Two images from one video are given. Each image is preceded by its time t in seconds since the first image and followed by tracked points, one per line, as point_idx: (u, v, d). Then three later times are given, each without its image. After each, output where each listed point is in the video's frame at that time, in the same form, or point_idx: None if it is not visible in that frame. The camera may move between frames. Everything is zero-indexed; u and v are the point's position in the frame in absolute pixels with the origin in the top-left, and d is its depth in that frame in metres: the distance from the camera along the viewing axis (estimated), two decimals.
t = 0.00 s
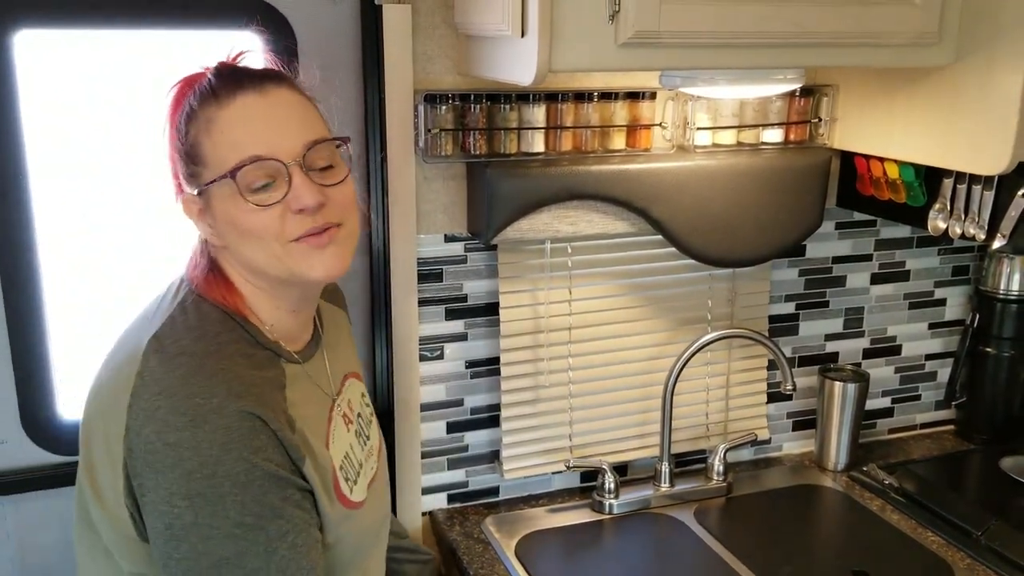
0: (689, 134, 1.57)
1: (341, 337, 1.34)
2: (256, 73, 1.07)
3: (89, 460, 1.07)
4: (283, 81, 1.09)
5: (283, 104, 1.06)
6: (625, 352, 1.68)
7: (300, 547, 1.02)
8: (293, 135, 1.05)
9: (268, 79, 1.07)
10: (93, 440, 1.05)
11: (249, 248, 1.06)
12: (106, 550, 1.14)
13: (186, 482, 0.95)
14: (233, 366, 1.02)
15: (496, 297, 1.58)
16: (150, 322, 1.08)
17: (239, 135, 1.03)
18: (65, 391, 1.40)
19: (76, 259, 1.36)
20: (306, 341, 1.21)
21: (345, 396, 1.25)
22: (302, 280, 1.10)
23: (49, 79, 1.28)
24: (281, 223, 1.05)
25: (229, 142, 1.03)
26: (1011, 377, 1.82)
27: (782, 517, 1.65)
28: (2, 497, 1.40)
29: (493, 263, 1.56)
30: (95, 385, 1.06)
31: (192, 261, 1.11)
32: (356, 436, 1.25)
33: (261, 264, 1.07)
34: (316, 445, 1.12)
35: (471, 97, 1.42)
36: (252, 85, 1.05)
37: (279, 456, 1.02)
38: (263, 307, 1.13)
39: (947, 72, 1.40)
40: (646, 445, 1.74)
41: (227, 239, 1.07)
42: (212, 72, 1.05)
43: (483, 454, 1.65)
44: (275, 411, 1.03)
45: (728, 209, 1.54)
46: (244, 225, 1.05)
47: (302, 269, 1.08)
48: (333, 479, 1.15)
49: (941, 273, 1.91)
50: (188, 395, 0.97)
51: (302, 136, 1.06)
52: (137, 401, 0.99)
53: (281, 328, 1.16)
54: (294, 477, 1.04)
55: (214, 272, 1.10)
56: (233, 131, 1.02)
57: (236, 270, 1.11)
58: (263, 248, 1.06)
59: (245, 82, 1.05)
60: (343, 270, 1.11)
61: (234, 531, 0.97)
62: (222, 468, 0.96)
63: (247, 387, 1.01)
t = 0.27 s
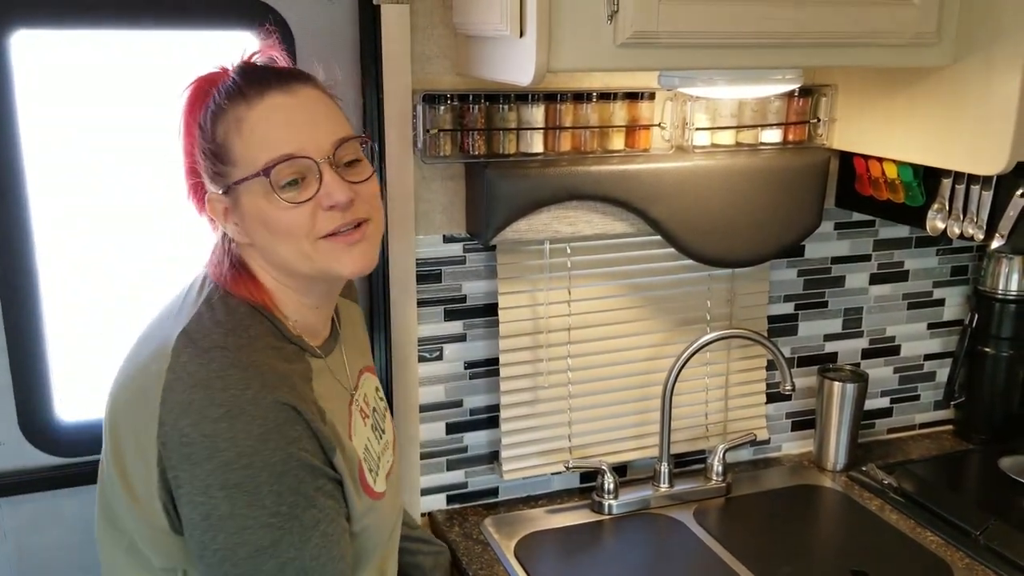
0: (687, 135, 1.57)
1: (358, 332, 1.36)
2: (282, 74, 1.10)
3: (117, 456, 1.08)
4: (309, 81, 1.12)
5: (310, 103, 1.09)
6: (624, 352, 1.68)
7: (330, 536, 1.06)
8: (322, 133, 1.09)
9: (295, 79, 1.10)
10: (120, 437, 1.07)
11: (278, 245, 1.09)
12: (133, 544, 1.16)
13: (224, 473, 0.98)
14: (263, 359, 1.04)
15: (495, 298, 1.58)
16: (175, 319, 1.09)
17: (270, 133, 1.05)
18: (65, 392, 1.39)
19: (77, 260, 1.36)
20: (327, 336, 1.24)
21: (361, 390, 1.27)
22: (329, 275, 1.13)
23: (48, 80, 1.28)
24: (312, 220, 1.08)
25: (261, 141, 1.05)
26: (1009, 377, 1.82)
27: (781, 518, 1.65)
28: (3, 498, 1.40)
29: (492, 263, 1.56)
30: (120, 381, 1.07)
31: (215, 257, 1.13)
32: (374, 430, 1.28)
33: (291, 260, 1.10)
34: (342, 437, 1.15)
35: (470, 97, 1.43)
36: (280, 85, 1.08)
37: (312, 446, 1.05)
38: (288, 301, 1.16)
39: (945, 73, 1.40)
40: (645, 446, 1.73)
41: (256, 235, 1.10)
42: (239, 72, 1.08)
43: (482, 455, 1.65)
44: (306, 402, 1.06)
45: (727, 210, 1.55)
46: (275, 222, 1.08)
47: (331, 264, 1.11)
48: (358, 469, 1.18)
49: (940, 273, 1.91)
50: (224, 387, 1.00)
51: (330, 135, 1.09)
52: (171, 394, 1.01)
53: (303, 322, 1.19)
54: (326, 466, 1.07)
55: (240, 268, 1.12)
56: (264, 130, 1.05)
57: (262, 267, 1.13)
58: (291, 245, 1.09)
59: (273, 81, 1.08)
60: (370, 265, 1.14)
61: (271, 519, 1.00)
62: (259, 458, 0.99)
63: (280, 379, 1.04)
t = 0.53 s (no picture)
0: (685, 137, 1.57)
1: (371, 330, 1.37)
2: (293, 72, 1.12)
3: (138, 455, 1.09)
4: (320, 80, 1.14)
5: (318, 99, 1.11)
6: (623, 354, 1.68)
7: (351, 528, 1.07)
8: (326, 128, 1.10)
9: (305, 78, 1.12)
10: (142, 436, 1.07)
11: (286, 238, 1.10)
12: (153, 543, 1.16)
13: (245, 467, 0.99)
14: (282, 353, 1.05)
15: (494, 300, 1.59)
16: (194, 317, 1.09)
17: (276, 128, 1.07)
18: (65, 394, 1.40)
19: (78, 261, 1.36)
20: (341, 334, 1.24)
21: (375, 388, 1.28)
22: (337, 270, 1.13)
23: (48, 82, 1.28)
24: (315, 212, 1.09)
25: (267, 135, 1.07)
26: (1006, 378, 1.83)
27: (780, 518, 1.65)
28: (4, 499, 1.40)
29: (491, 265, 1.57)
30: (142, 379, 1.08)
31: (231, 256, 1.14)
32: (388, 426, 1.29)
33: (297, 254, 1.11)
34: (360, 432, 1.16)
35: (469, 99, 1.44)
36: (289, 83, 1.10)
37: (332, 439, 1.05)
38: (301, 300, 1.16)
39: (942, 75, 1.40)
40: (644, 447, 1.74)
41: (265, 230, 1.11)
42: (253, 73, 1.11)
43: (481, 456, 1.65)
44: (326, 396, 1.07)
45: (726, 211, 1.55)
46: (281, 215, 1.09)
47: (335, 257, 1.11)
48: (375, 461, 1.19)
49: (938, 274, 1.91)
50: (244, 382, 1.00)
51: (335, 129, 1.10)
52: (191, 391, 1.01)
53: (318, 321, 1.19)
54: (345, 460, 1.07)
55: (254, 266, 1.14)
56: (271, 125, 1.07)
57: (275, 265, 1.14)
58: (298, 238, 1.10)
59: (282, 80, 1.10)
60: (375, 259, 1.14)
61: (293, 512, 1.01)
62: (281, 452, 1.00)
63: (300, 374, 1.05)
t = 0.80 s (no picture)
0: (684, 139, 1.57)
1: (382, 330, 1.37)
2: (308, 75, 1.12)
3: (151, 455, 1.09)
4: (336, 84, 1.14)
5: (333, 104, 1.11)
6: (622, 355, 1.68)
7: (361, 528, 1.06)
8: (340, 133, 1.10)
9: (321, 82, 1.12)
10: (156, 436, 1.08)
11: (298, 242, 1.10)
12: (168, 542, 1.17)
13: (258, 466, 0.99)
14: (294, 353, 1.05)
15: (493, 301, 1.59)
16: (209, 317, 1.10)
17: (290, 132, 1.07)
18: (65, 396, 1.40)
19: (79, 262, 1.37)
20: (353, 335, 1.24)
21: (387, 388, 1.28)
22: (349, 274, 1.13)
23: (48, 85, 1.28)
24: (328, 217, 1.09)
25: (282, 139, 1.07)
26: (1005, 379, 1.83)
27: (779, 519, 1.65)
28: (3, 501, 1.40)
29: (490, 266, 1.57)
30: (156, 380, 1.08)
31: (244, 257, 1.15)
32: (399, 426, 1.29)
33: (309, 257, 1.11)
34: (372, 432, 1.16)
35: (468, 101, 1.44)
36: (305, 86, 1.10)
37: (344, 439, 1.05)
38: (313, 301, 1.17)
39: (940, 76, 1.41)
40: (643, 448, 1.74)
41: (278, 233, 1.11)
42: (269, 76, 1.10)
43: (480, 457, 1.65)
44: (338, 396, 1.07)
45: (725, 212, 1.55)
46: (294, 219, 1.09)
47: (348, 262, 1.11)
48: (387, 462, 1.19)
49: (936, 274, 1.92)
50: (258, 382, 1.01)
51: (349, 134, 1.10)
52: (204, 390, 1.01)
53: (330, 321, 1.20)
54: (357, 459, 1.07)
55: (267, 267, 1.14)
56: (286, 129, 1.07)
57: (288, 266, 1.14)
58: (310, 242, 1.10)
59: (298, 83, 1.10)
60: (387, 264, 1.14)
61: (304, 511, 1.01)
62: (293, 452, 1.00)
63: (312, 373, 1.05)
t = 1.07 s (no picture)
0: (681, 140, 1.57)
1: (387, 331, 1.37)
2: (317, 79, 1.11)
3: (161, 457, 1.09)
4: (344, 88, 1.14)
5: (342, 110, 1.10)
6: (620, 357, 1.68)
7: (368, 527, 1.06)
8: (349, 139, 1.10)
9: (329, 87, 1.12)
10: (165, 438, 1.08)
11: (308, 247, 1.10)
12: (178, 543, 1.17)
13: (266, 465, 0.99)
14: (303, 353, 1.05)
15: (491, 304, 1.59)
16: (217, 318, 1.10)
17: (300, 138, 1.07)
18: (64, 400, 1.40)
19: (77, 267, 1.37)
20: (359, 338, 1.24)
21: (393, 388, 1.28)
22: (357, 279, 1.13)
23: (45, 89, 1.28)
24: (337, 223, 1.09)
25: (292, 145, 1.07)
26: (1003, 380, 1.83)
27: (778, 520, 1.65)
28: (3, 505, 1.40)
29: (488, 269, 1.57)
30: (165, 382, 1.09)
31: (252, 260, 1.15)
32: (407, 427, 1.29)
33: (318, 262, 1.11)
34: (379, 432, 1.16)
35: (465, 104, 1.44)
36: (314, 92, 1.10)
37: (352, 438, 1.05)
38: (321, 305, 1.17)
39: (937, 77, 1.41)
40: (642, 450, 1.74)
41: (287, 238, 1.11)
42: (277, 80, 1.10)
43: (479, 460, 1.65)
44: (346, 395, 1.07)
45: (723, 214, 1.55)
46: (303, 224, 1.09)
47: (356, 268, 1.11)
48: (394, 461, 1.19)
49: (934, 275, 1.92)
50: (267, 382, 1.01)
51: (359, 140, 1.10)
52: (212, 391, 1.02)
53: (337, 324, 1.20)
54: (364, 458, 1.07)
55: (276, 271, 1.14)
56: (295, 135, 1.07)
57: (296, 270, 1.14)
58: (318, 246, 1.10)
59: (307, 89, 1.10)
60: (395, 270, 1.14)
61: (312, 510, 1.01)
62: (300, 450, 1.00)
63: (320, 372, 1.05)
